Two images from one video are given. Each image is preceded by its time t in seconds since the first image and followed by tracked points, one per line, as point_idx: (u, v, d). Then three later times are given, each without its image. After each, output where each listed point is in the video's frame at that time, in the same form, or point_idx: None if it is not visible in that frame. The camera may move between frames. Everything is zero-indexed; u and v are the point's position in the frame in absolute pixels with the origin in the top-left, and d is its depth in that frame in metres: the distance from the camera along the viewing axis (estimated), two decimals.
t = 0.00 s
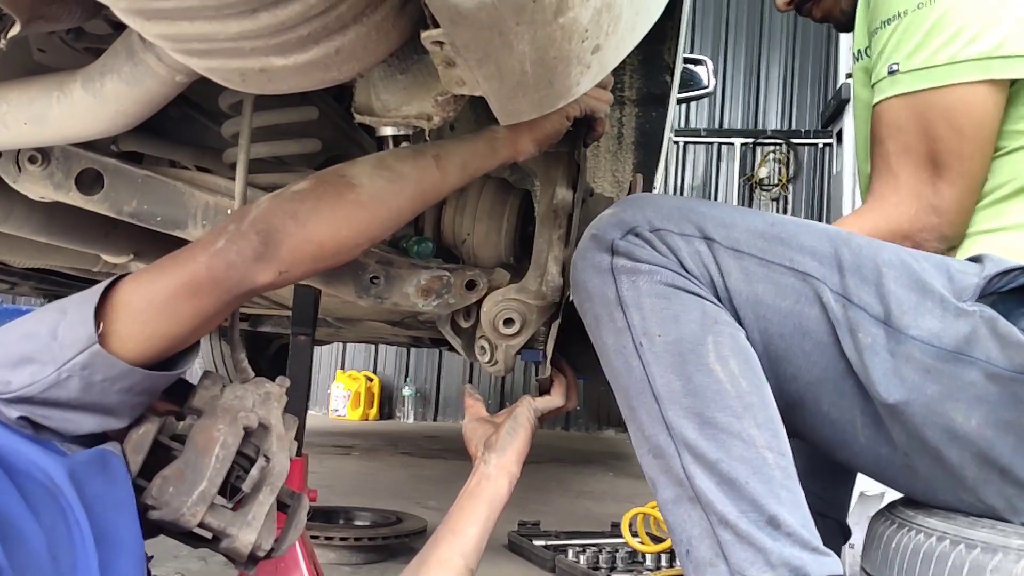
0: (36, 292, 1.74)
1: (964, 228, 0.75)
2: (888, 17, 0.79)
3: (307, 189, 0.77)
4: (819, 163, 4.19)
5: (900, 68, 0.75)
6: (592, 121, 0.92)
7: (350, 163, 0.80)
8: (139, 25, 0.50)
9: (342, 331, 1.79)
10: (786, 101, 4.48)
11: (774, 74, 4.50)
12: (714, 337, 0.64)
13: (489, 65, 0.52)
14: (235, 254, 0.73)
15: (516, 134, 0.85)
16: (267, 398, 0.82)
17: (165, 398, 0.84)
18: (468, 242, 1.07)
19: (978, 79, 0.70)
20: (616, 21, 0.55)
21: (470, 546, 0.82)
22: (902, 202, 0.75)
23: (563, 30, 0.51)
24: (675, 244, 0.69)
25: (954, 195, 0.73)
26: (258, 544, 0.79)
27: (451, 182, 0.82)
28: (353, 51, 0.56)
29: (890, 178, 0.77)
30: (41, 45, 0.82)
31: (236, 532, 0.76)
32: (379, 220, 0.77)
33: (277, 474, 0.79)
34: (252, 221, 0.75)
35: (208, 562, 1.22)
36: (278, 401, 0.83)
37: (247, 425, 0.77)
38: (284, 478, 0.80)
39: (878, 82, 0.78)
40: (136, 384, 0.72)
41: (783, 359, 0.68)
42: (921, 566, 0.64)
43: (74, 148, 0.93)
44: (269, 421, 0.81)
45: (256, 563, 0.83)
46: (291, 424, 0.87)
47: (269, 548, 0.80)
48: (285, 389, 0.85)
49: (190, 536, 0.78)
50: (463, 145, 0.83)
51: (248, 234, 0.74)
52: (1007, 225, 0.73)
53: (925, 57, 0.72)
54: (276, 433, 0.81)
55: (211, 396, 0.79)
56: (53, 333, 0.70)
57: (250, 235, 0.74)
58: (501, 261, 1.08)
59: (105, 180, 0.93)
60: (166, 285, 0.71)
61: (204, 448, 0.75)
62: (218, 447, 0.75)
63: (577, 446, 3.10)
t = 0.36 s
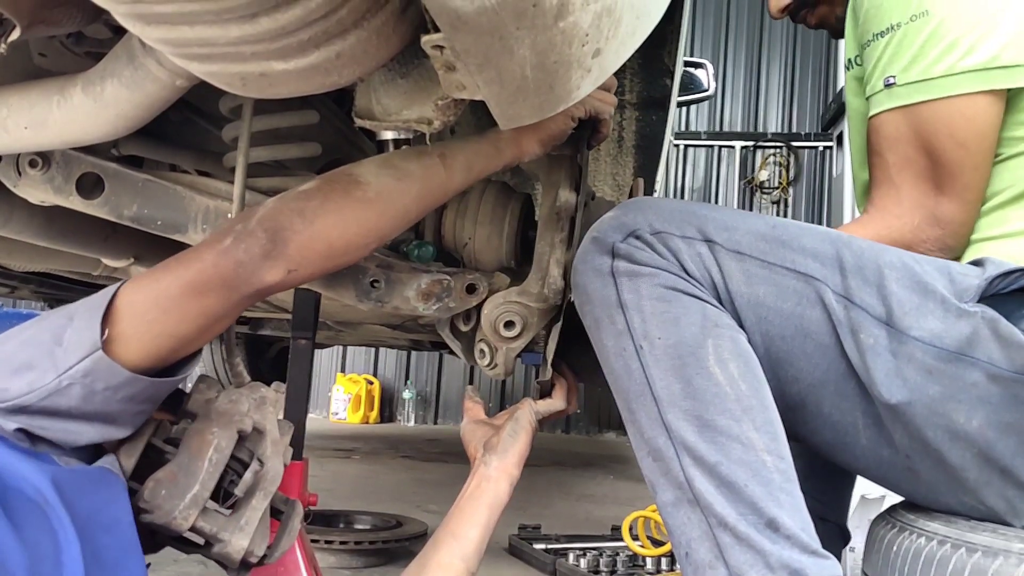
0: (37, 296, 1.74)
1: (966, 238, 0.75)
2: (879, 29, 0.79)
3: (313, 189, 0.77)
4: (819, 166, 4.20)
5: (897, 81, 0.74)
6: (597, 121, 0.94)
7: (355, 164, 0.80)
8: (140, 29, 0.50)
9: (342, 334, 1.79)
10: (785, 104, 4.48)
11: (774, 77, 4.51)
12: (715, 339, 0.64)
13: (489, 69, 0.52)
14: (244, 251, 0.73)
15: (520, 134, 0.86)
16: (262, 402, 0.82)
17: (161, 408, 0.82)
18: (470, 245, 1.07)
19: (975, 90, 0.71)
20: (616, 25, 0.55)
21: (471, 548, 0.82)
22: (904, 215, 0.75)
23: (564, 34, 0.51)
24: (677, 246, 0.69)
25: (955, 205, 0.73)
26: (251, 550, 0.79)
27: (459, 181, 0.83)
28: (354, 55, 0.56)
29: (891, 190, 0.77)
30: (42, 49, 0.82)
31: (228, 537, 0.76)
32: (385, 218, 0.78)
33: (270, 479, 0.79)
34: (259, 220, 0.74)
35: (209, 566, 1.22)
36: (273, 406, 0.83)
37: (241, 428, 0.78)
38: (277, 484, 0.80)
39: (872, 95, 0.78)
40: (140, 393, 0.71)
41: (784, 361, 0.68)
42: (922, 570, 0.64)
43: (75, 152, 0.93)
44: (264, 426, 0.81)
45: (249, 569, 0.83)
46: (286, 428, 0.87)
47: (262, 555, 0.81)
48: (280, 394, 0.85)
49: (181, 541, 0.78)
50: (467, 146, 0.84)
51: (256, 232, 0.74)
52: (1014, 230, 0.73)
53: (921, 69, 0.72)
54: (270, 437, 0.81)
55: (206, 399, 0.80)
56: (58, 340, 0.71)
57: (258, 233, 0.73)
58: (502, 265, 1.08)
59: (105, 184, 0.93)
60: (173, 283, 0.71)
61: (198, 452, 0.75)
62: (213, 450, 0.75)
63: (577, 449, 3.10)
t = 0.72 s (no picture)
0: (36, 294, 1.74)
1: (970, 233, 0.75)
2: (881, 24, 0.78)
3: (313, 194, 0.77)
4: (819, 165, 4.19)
5: (900, 76, 0.74)
6: (597, 121, 0.93)
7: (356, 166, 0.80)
8: (139, 26, 0.50)
9: (342, 333, 1.79)
10: (785, 103, 4.48)
11: (773, 76, 4.51)
12: (715, 337, 0.64)
13: (488, 65, 0.52)
14: (243, 259, 0.73)
15: (520, 135, 0.85)
16: (265, 399, 0.81)
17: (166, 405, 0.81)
18: (470, 244, 1.07)
19: (978, 85, 0.70)
20: (615, 21, 0.55)
21: (468, 547, 0.82)
22: (907, 209, 0.76)
23: (563, 30, 0.51)
24: (675, 243, 0.69)
25: (957, 201, 0.73)
26: (257, 545, 0.79)
27: (457, 179, 0.83)
28: (353, 52, 0.56)
29: (893, 186, 0.77)
30: (40, 47, 0.82)
31: (234, 534, 0.75)
32: (383, 223, 0.77)
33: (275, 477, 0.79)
34: (258, 227, 0.75)
35: (208, 564, 1.22)
36: (276, 402, 0.82)
37: (245, 427, 0.78)
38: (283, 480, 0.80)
39: (875, 90, 0.78)
40: (144, 395, 0.71)
41: (784, 358, 0.68)
42: (922, 567, 0.64)
43: (74, 150, 0.93)
44: (268, 423, 0.80)
45: (255, 563, 0.83)
46: (288, 426, 0.87)
47: (268, 548, 0.81)
48: (283, 391, 0.85)
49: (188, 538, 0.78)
50: (468, 147, 0.84)
51: (255, 238, 0.74)
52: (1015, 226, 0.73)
53: (926, 64, 0.72)
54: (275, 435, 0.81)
55: (210, 398, 0.80)
56: (61, 342, 0.70)
57: (256, 240, 0.74)
58: (502, 264, 1.08)
59: (104, 182, 0.93)
60: (173, 291, 0.71)
61: (204, 451, 0.75)
62: (218, 450, 0.75)
63: (577, 449, 3.10)
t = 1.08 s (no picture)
0: (38, 294, 1.74)
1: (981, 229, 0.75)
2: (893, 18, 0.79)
3: (315, 194, 0.77)
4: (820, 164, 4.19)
5: (912, 68, 0.74)
6: (600, 119, 0.94)
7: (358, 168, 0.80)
8: (140, 25, 0.50)
9: (343, 331, 1.78)
10: (786, 102, 4.48)
11: (774, 75, 4.50)
12: (717, 337, 0.64)
13: (489, 64, 0.52)
14: (248, 259, 0.73)
15: (524, 135, 0.85)
16: (268, 398, 0.81)
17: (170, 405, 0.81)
18: (471, 242, 1.07)
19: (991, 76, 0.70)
20: (616, 20, 0.55)
21: (468, 545, 0.82)
22: (918, 203, 0.75)
23: (564, 29, 0.51)
24: (677, 243, 0.69)
25: (969, 195, 0.73)
26: (259, 545, 0.79)
27: (462, 177, 0.83)
28: (354, 51, 0.56)
29: (903, 181, 0.76)
30: (42, 46, 0.82)
31: (237, 533, 0.76)
32: (387, 223, 0.77)
33: (279, 476, 0.79)
34: (263, 227, 0.75)
35: (210, 563, 1.22)
36: (279, 401, 0.82)
37: (248, 426, 0.77)
38: (286, 479, 0.80)
39: (887, 83, 0.78)
40: (148, 395, 0.71)
41: (785, 360, 0.68)
42: (924, 565, 0.64)
43: (75, 149, 0.93)
44: (271, 422, 0.80)
45: (257, 562, 0.83)
46: (291, 425, 0.87)
47: (271, 548, 0.81)
48: (286, 390, 0.84)
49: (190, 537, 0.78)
50: (473, 148, 0.84)
51: (257, 239, 0.74)
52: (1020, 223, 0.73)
53: (939, 55, 0.72)
54: (278, 434, 0.80)
55: (213, 397, 0.79)
56: (68, 343, 0.70)
57: (262, 241, 0.74)
58: (504, 263, 1.08)
59: (106, 181, 0.93)
60: (179, 292, 0.71)
61: (206, 450, 0.75)
62: (220, 448, 0.75)
63: (578, 448, 3.10)
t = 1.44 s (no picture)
0: (36, 296, 1.74)
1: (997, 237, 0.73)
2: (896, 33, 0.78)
3: (307, 193, 0.77)
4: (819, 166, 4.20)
5: (916, 81, 0.74)
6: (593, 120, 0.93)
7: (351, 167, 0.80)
8: (139, 29, 0.50)
9: (342, 334, 1.78)
10: (785, 104, 4.48)
11: (773, 78, 4.51)
12: (720, 339, 0.64)
13: (488, 68, 0.52)
14: (239, 261, 0.73)
15: (518, 138, 0.85)
16: (264, 402, 0.81)
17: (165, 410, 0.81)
18: (468, 245, 1.07)
19: (996, 89, 0.70)
20: (615, 24, 0.55)
21: (466, 548, 0.82)
22: (932, 214, 0.73)
23: (563, 33, 0.51)
24: (683, 243, 0.69)
25: (982, 207, 0.71)
26: (255, 550, 0.79)
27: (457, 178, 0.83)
28: (352, 55, 0.56)
29: (912, 193, 0.75)
30: (40, 49, 0.82)
31: (232, 537, 0.75)
32: (380, 225, 0.77)
33: (274, 480, 0.79)
34: (254, 228, 0.74)
35: (208, 566, 1.22)
36: (275, 406, 0.82)
37: (243, 429, 0.77)
38: (281, 484, 0.80)
39: (890, 97, 0.77)
40: (140, 400, 0.72)
41: (788, 364, 0.68)
42: (922, 570, 0.64)
43: (73, 153, 0.93)
44: (267, 426, 0.80)
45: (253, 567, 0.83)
46: (288, 429, 0.86)
47: (267, 553, 0.81)
48: (283, 394, 0.84)
49: (186, 541, 0.78)
50: (466, 150, 0.84)
51: (250, 240, 0.73)
52: None
53: (943, 68, 0.72)
54: (273, 437, 0.80)
55: (209, 401, 0.80)
56: (60, 347, 0.70)
57: (253, 242, 0.73)
58: (500, 266, 1.08)
59: (104, 184, 0.93)
60: (170, 292, 0.71)
61: (201, 453, 0.75)
62: (215, 451, 0.74)
63: (577, 450, 3.10)
